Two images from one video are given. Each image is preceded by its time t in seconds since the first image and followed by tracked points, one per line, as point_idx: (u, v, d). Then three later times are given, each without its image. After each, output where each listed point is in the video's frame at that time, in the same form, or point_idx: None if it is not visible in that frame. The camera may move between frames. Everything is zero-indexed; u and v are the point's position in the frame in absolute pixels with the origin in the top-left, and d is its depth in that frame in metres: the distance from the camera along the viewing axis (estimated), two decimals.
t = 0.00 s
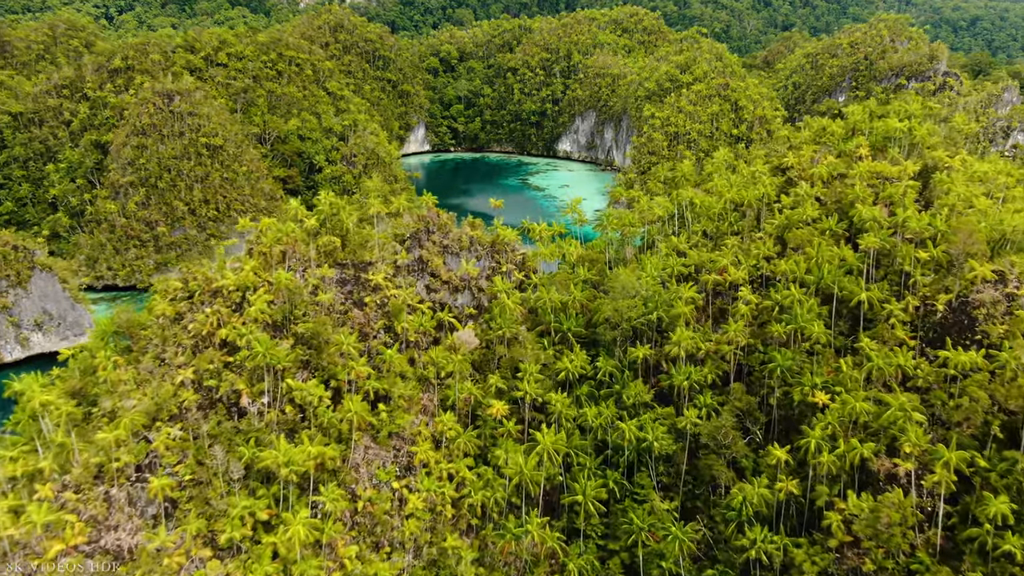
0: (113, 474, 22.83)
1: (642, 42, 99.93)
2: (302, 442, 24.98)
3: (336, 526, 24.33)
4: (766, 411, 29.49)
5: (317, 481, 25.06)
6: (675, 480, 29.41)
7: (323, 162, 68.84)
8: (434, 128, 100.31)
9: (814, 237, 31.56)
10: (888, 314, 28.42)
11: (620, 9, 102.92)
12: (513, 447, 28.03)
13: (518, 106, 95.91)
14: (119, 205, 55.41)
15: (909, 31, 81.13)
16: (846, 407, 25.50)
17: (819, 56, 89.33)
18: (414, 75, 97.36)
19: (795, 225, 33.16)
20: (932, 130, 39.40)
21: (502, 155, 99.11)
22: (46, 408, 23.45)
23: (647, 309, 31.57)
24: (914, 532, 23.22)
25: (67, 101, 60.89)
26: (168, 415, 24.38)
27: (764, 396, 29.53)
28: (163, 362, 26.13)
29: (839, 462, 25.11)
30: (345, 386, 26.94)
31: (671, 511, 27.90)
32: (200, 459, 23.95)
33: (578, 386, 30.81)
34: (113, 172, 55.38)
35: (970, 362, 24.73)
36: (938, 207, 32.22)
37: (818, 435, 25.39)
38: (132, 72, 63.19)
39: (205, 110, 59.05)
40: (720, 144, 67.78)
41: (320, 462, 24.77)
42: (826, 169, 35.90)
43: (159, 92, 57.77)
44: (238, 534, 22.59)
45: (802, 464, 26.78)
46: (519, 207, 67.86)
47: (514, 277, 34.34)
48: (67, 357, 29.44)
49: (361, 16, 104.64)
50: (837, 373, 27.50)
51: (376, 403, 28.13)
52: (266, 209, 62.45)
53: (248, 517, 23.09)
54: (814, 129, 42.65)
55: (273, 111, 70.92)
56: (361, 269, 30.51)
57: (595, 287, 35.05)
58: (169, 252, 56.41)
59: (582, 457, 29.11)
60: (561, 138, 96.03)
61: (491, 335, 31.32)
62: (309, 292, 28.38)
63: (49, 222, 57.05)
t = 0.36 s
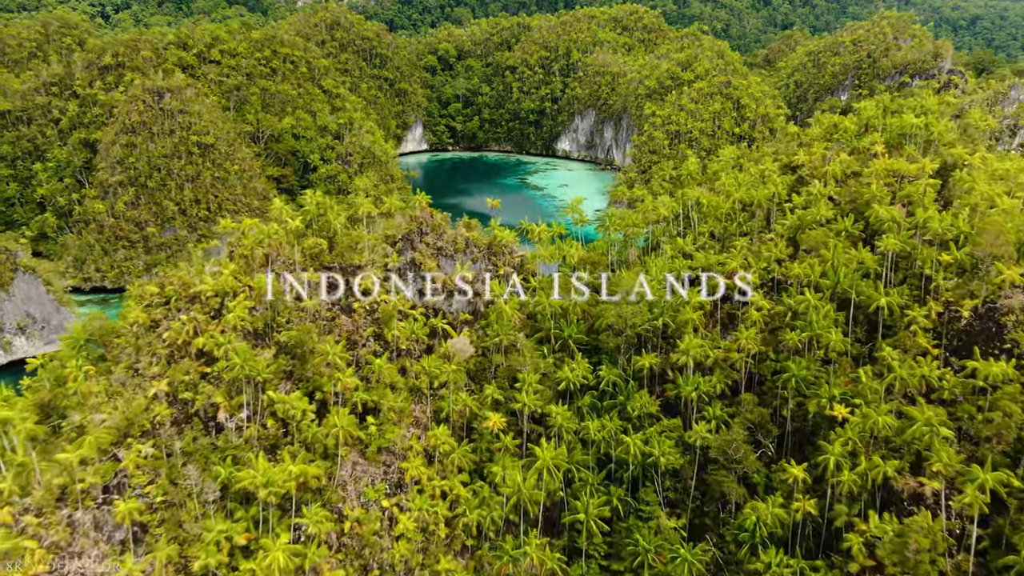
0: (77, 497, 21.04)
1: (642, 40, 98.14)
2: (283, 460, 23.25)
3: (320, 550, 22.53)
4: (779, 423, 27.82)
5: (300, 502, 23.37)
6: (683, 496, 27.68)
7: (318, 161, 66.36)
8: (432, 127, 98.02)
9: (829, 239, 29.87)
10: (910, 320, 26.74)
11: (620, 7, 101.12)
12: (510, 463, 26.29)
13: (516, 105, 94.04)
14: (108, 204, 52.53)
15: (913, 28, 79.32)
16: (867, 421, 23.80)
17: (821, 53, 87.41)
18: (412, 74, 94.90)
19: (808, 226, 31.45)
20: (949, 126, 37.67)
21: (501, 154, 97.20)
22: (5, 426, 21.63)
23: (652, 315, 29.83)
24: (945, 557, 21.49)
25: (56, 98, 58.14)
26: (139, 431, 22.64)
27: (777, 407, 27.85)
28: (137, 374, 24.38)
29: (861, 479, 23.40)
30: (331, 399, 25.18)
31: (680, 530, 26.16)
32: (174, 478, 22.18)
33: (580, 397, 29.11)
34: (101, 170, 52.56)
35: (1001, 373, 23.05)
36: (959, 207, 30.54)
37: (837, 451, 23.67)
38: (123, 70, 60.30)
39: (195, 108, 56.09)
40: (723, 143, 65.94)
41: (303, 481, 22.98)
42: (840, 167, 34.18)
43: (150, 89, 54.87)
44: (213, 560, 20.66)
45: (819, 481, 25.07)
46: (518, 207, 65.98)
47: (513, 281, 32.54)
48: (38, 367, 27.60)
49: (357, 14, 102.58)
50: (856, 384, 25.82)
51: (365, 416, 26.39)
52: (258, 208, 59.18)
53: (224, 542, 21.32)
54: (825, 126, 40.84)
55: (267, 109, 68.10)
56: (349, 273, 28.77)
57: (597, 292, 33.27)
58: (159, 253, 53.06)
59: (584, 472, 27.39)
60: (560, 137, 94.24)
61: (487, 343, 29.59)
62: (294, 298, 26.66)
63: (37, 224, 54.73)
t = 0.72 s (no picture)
0: (36, 525, 19.30)
1: (643, 39, 96.27)
2: (263, 483, 21.54)
3: None
4: (794, 438, 26.17)
5: (280, 528, 21.64)
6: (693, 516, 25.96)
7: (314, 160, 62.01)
8: (431, 126, 95.26)
9: (846, 243, 28.17)
10: (934, 330, 25.03)
11: (620, 5, 99.28)
12: (509, 482, 24.55)
13: (515, 104, 92.17)
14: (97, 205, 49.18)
15: (917, 25, 76.45)
16: (891, 439, 22.14)
17: (825, 51, 84.19)
18: (410, 73, 92.57)
19: (823, 228, 29.75)
20: (969, 123, 35.86)
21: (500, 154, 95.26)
22: None
23: (659, 323, 28.10)
24: None
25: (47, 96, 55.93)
26: (108, 451, 20.92)
27: (791, 421, 26.17)
28: (107, 388, 22.63)
29: (886, 502, 21.71)
30: (315, 415, 23.46)
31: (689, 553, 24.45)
32: (143, 503, 20.39)
33: (583, 410, 27.40)
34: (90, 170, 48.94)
35: None
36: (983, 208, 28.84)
37: (860, 472, 21.96)
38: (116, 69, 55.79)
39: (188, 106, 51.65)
40: (725, 142, 64.11)
41: (283, 504, 21.23)
42: (856, 166, 32.48)
43: (138, 85, 50.77)
44: None
45: (839, 502, 23.39)
46: (518, 207, 63.98)
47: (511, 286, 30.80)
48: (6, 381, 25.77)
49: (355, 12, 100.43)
50: (877, 398, 24.13)
51: (353, 432, 24.69)
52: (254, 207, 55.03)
53: (197, 573, 19.25)
54: (837, 124, 39.07)
55: (261, 107, 63.56)
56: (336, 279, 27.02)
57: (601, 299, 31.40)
58: (150, 256, 49.71)
59: (587, 491, 25.69)
60: (560, 136, 92.12)
61: (484, 353, 27.85)
62: (276, 306, 24.95)
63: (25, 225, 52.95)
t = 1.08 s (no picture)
0: None
1: (643, 37, 94.49)
2: (240, 512, 19.82)
3: None
4: (809, 458, 24.60)
5: (259, 561, 19.83)
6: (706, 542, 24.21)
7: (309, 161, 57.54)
8: (429, 125, 93.41)
9: (866, 250, 26.51)
10: (962, 343, 23.36)
11: (621, 3, 97.46)
12: (507, 507, 22.84)
13: (515, 103, 90.07)
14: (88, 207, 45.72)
15: (922, 24, 73.73)
16: (920, 463, 20.48)
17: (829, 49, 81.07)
18: (409, 72, 90.55)
19: (839, 234, 28.07)
20: (991, 121, 34.10)
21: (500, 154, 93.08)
22: None
23: (666, 335, 26.40)
24: None
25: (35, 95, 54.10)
26: (71, 479, 19.00)
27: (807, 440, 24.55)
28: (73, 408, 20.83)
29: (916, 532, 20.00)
30: (298, 436, 21.78)
31: None
32: (108, 536, 18.46)
33: (586, 428, 25.72)
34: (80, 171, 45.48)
35: None
36: (1010, 212, 27.18)
37: (886, 500, 20.28)
38: (106, 66, 53.05)
39: (180, 105, 46.97)
40: (728, 142, 62.39)
41: (262, 536, 19.47)
42: (873, 168, 30.76)
43: (128, 84, 46.36)
44: None
45: (862, 530, 21.71)
46: (518, 208, 62.18)
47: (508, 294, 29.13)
48: None
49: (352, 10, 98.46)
50: (902, 417, 22.47)
51: (339, 453, 22.99)
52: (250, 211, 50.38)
53: None
54: (850, 124, 37.39)
55: (255, 107, 58.95)
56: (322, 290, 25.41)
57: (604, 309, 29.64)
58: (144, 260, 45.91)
59: (591, 515, 24.01)
60: (560, 136, 90.09)
61: (480, 367, 26.13)
62: (256, 318, 23.29)
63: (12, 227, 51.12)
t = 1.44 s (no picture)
0: None
1: (644, 36, 92.69)
2: (212, 546, 18.10)
3: None
4: (828, 481, 22.94)
5: None
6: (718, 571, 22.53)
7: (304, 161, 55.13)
8: (428, 125, 91.06)
9: (888, 257, 24.84)
10: (994, 360, 21.71)
11: (621, 2, 95.66)
12: (505, 536, 21.13)
13: (514, 103, 88.03)
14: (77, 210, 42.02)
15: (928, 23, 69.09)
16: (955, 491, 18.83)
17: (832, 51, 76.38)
18: (407, 71, 88.68)
19: (858, 240, 26.40)
20: (1015, 120, 32.32)
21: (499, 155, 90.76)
22: None
23: (675, 348, 24.71)
24: None
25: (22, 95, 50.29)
26: (26, 511, 17.16)
27: (826, 462, 22.88)
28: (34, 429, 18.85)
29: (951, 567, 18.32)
30: (278, 461, 20.07)
31: None
32: None
33: (589, 448, 24.02)
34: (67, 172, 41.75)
35: None
36: None
37: (918, 532, 18.62)
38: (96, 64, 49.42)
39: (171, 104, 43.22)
40: (731, 143, 60.47)
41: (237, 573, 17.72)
42: (892, 169, 29.05)
43: (119, 82, 42.63)
44: None
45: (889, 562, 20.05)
46: (518, 210, 60.30)
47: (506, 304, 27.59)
48: None
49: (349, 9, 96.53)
50: (932, 439, 20.81)
51: (323, 478, 21.28)
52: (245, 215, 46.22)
53: None
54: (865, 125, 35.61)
55: (250, 107, 55.93)
56: (308, 300, 23.76)
57: (608, 321, 27.84)
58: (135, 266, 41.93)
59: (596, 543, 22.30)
60: (560, 136, 88.00)
61: (476, 383, 24.43)
62: (236, 332, 21.58)
63: None
